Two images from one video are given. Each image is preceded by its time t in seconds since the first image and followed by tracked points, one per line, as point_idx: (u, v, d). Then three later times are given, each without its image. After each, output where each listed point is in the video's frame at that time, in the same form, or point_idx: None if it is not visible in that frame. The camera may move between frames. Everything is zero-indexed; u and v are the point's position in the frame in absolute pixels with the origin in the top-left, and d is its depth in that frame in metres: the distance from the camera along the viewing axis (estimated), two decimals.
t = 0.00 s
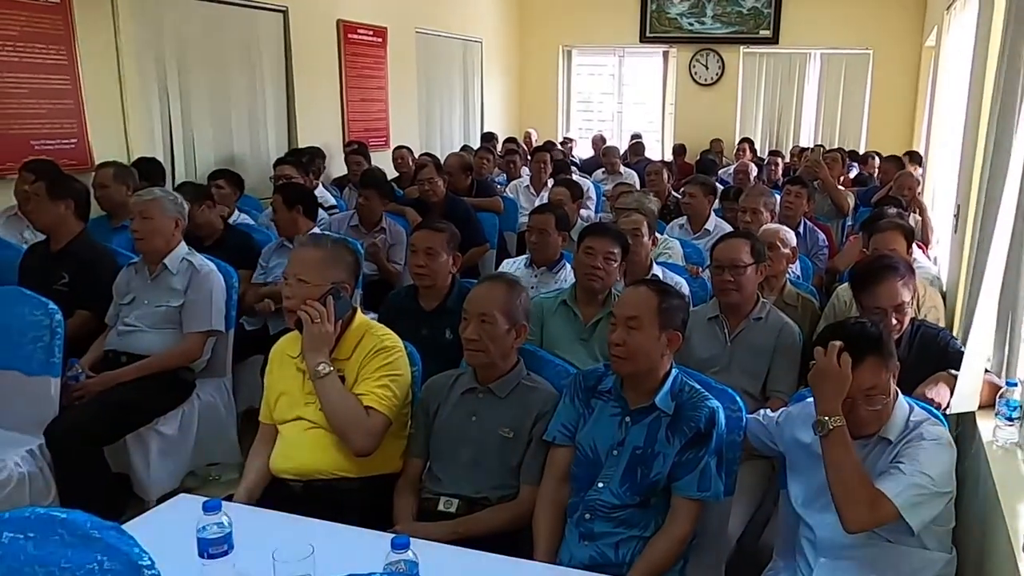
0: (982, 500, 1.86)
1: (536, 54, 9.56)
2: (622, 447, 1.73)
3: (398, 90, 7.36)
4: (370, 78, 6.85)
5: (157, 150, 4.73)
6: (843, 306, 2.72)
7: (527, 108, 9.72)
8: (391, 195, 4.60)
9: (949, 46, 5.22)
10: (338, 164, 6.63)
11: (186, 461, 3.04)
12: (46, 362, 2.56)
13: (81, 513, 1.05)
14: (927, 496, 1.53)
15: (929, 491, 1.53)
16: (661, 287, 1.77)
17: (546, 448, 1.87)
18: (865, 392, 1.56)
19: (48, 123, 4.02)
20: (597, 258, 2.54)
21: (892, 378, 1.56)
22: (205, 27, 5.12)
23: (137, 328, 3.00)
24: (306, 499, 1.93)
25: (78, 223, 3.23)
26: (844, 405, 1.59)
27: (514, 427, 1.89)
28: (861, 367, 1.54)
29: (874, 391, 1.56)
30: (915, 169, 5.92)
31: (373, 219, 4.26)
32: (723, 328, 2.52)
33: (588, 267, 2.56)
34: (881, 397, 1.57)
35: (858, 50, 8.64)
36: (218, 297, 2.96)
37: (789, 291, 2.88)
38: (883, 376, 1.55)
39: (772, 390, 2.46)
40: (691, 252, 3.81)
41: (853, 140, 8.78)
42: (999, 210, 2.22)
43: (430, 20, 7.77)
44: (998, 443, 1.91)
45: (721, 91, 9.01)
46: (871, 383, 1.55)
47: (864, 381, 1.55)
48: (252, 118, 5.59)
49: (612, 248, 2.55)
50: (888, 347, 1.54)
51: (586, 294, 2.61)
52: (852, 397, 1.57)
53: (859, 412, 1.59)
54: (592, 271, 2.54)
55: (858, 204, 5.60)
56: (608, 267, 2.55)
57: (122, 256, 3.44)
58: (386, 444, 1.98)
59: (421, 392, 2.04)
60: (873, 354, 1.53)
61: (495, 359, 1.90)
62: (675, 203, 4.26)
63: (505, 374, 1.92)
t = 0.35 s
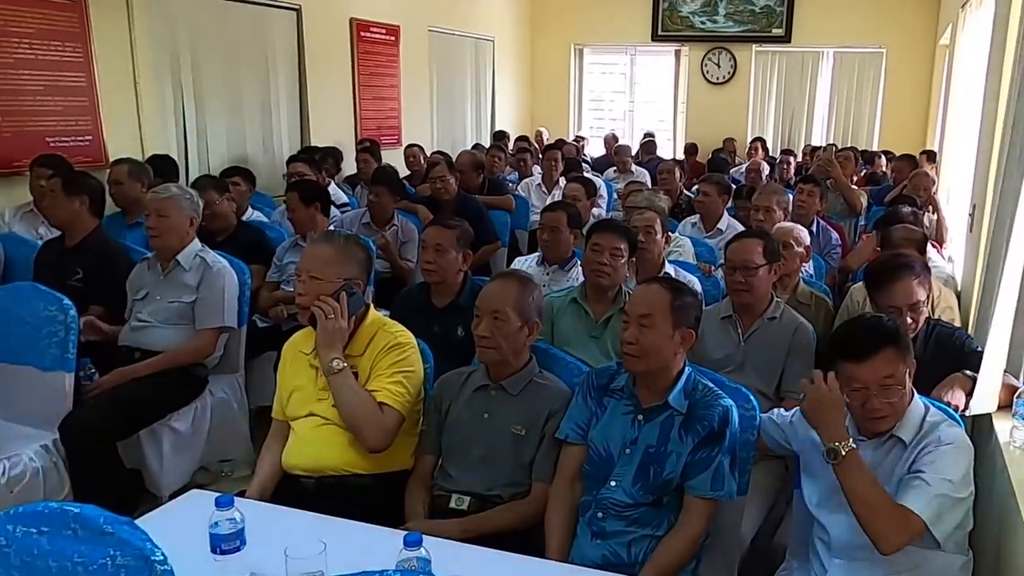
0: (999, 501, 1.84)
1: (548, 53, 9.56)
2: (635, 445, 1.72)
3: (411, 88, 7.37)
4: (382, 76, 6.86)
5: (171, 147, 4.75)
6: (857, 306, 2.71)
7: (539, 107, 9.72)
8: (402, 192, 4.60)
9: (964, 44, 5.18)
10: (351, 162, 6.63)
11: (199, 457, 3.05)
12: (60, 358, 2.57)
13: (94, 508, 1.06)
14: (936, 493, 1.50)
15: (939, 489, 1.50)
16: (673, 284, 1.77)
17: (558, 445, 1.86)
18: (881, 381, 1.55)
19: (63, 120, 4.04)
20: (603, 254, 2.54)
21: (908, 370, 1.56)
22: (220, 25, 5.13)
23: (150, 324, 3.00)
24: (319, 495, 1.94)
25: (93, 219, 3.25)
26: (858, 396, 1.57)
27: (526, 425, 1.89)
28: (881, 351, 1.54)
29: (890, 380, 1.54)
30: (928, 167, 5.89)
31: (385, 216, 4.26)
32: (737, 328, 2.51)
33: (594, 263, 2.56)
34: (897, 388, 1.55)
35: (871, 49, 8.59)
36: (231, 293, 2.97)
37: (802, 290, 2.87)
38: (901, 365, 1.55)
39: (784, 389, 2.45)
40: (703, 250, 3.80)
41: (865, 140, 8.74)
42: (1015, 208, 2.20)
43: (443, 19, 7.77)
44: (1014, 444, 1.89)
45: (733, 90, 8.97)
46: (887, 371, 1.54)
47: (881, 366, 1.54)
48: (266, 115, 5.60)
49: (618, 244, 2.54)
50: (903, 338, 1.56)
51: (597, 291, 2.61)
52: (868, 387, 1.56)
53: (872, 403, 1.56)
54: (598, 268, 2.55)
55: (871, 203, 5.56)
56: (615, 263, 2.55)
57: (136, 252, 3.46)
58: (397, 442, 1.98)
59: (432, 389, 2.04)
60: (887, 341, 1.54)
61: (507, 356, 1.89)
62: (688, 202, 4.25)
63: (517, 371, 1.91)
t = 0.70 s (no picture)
0: (1012, 504, 1.83)
1: (557, 53, 9.56)
2: (646, 447, 1.72)
3: (421, 87, 7.37)
4: (393, 75, 6.87)
5: (183, 146, 4.77)
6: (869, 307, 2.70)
7: (549, 106, 9.72)
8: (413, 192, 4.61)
9: (976, 43, 5.15)
10: (361, 161, 6.64)
11: (210, 455, 3.07)
12: (73, 356, 2.59)
13: (109, 507, 1.06)
14: (965, 529, 1.49)
15: (964, 525, 1.49)
16: (684, 285, 1.76)
17: (569, 445, 1.87)
18: (879, 355, 1.59)
19: (76, 119, 4.06)
20: (605, 253, 2.55)
21: (916, 365, 1.57)
22: (232, 24, 5.15)
23: (163, 322, 3.02)
24: (330, 494, 1.94)
25: (106, 218, 3.26)
26: (856, 362, 1.62)
27: (537, 426, 1.89)
28: (894, 329, 1.60)
29: (888, 355, 1.58)
30: (939, 167, 5.86)
31: (395, 215, 4.27)
32: (748, 329, 2.50)
33: (596, 262, 2.57)
34: (893, 371, 1.58)
35: (882, 48, 8.55)
36: (243, 292, 2.98)
37: (814, 290, 2.86)
38: (906, 350, 1.57)
39: (795, 390, 2.44)
40: (713, 250, 3.79)
41: (875, 139, 8.70)
42: None
43: (453, 18, 7.77)
44: None
45: (743, 89, 8.95)
46: (891, 346, 1.59)
47: (886, 340, 1.59)
48: (277, 114, 5.62)
49: (619, 243, 2.55)
50: (930, 341, 1.58)
51: (603, 291, 2.61)
52: (867, 357, 1.61)
53: (861, 370, 1.61)
54: (600, 267, 2.55)
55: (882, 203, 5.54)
56: (616, 261, 2.55)
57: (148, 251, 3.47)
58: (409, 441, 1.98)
59: (443, 388, 2.05)
60: (906, 325, 1.59)
61: (518, 356, 1.89)
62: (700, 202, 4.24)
63: (527, 371, 1.91)
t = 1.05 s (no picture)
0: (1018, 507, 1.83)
1: (564, 52, 9.56)
2: (652, 449, 1.73)
3: (428, 86, 7.38)
4: (400, 74, 6.88)
5: (191, 146, 4.79)
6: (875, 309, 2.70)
7: (556, 106, 9.72)
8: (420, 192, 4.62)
9: (984, 42, 5.14)
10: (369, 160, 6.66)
11: (218, 454, 3.08)
12: (83, 356, 2.61)
13: (118, 508, 1.07)
14: (973, 526, 1.49)
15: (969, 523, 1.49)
16: (692, 287, 1.77)
17: (576, 447, 1.87)
18: (895, 351, 1.60)
19: (85, 119, 4.08)
20: (605, 254, 2.56)
21: (930, 367, 1.58)
22: (240, 24, 5.16)
23: (172, 322, 3.03)
24: (338, 495, 1.96)
25: (115, 218, 3.28)
26: (871, 356, 1.64)
27: (543, 427, 1.90)
28: (912, 329, 1.61)
29: (904, 353, 1.59)
30: (947, 166, 5.84)
31: (402, 215, 4.28)
32: (754, 330, 2.51)
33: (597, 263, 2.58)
34: (907, 369, 1.59)
35: (889, 47, 8.53)
36: (251, 292, 2.99)
37: (820, 292, 2.86)
38: (921, 350, 1.58)
39: (800, 392, 2.45)
40: (720, 251, 3.80)
41: (882, 138, 8.67)
42: None
43: (460, 17, 7.78)
44: None
45: (750, 88, 8.93)
46: (907, 344, 1.60)
47: (903, 338, 1.61)
48: (285, 114, 5.63)
49: (619, 243, 2.55)
50: (947, 344, 1.59)
51: (607, 292, 2.62)
52: (883, 352, 1.62)
53: (876, 365, 1.62)
54: (601, 269, 2.56)
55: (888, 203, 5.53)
56: (616, 261, 2.55)
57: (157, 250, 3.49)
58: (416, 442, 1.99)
59: (451, 389, 2.06)
60: (926, 327, 1.60)
61: (525, 358, 1.90)
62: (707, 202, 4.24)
63: (534, 373, 1.92)
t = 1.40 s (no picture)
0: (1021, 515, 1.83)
1: (568, 53, 9.56)
2: (653, 455, 1.73)
3: (433, 87, 7.39)
4: (405, 75, 6.88)
5: (196, 148, 4.80)
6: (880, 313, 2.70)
7: (560, 107, 9.73)
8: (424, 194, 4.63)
9: (988, 43, 5.12)
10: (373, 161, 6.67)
11: (222, 456, 3.09)
12: (87, 359, 2.61)
13: (118, 517, 1.07)
14: (976, 535, 1.48)
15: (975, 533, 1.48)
16: (692, 294, 1.77)
17: (577, 452, 1.88)
18: (899, 357, 1.59)
19: (91, 121, 4.09)
20: (607, 258, 2.56)
21: (933, 375, 1.57)
22: (245, 25, 5.17)
23: (175, 325, 3.04)
24: (340, 500, 1.96)
25: (120, 220, 3.29)
26: (874, 361, 1.63)
27: (544, 433, 1.90)
28: (916, 336, 1.60)
29: (908, 360, 1.59)
30: (951, 168, 5.83)
31: (406, 217, 4.28)
32: (757, 334, 2.51)
33: (599, 267, 2.58)
34: (910, 375, 1.58)
35: (894, 47, 8.51)
36: (254, 295, 3.00)
37: (823, 296, 2.85)
38: (926, 357, 1.58)
39: (803, 397, 2.45)
40: (723, 254, 3.79)
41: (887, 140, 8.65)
42: None
43: (464, 18, 7.78)
44: None
45: (754, 88, 8.91)
46: (911, 350, 1.59)
47: (907, 344, 1.60)
48: (289, 115, 5.64)
49: (621, 247, 2.55)
50: (952, 353, 1.58)
51: (609, 296, 2.62)
52: (887, 357, 1.61)
53: (878, 370, 1.61)
54: (602, 272, 2.56)
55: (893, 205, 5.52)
56: (618, 266, 2.55)
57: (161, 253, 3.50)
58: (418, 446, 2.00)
59: (452, 394, 2.06)
60: (931, 334, 1.60)
61: (526, 364, 1.90)
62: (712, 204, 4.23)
63: (535, 380, 1.92)
